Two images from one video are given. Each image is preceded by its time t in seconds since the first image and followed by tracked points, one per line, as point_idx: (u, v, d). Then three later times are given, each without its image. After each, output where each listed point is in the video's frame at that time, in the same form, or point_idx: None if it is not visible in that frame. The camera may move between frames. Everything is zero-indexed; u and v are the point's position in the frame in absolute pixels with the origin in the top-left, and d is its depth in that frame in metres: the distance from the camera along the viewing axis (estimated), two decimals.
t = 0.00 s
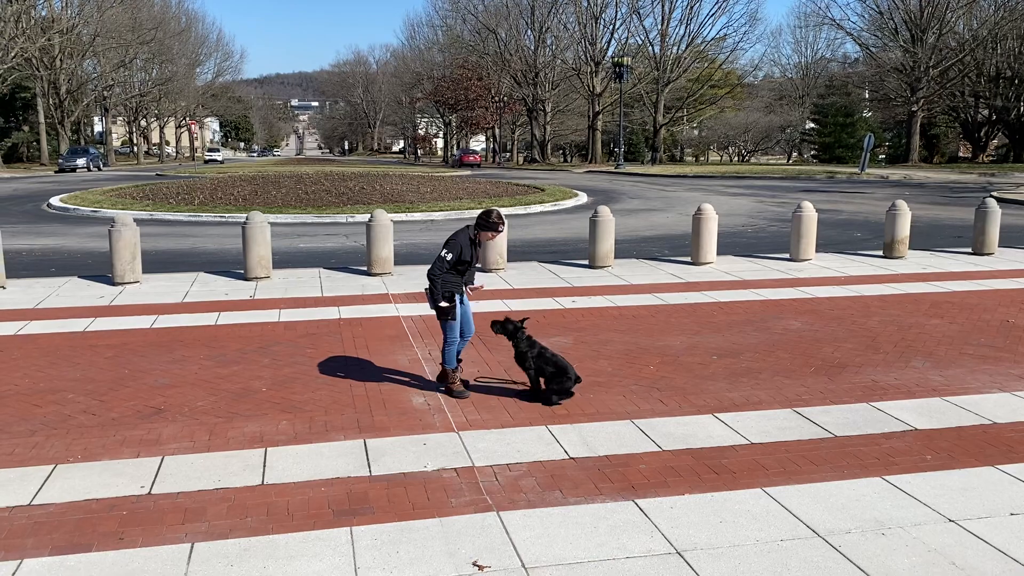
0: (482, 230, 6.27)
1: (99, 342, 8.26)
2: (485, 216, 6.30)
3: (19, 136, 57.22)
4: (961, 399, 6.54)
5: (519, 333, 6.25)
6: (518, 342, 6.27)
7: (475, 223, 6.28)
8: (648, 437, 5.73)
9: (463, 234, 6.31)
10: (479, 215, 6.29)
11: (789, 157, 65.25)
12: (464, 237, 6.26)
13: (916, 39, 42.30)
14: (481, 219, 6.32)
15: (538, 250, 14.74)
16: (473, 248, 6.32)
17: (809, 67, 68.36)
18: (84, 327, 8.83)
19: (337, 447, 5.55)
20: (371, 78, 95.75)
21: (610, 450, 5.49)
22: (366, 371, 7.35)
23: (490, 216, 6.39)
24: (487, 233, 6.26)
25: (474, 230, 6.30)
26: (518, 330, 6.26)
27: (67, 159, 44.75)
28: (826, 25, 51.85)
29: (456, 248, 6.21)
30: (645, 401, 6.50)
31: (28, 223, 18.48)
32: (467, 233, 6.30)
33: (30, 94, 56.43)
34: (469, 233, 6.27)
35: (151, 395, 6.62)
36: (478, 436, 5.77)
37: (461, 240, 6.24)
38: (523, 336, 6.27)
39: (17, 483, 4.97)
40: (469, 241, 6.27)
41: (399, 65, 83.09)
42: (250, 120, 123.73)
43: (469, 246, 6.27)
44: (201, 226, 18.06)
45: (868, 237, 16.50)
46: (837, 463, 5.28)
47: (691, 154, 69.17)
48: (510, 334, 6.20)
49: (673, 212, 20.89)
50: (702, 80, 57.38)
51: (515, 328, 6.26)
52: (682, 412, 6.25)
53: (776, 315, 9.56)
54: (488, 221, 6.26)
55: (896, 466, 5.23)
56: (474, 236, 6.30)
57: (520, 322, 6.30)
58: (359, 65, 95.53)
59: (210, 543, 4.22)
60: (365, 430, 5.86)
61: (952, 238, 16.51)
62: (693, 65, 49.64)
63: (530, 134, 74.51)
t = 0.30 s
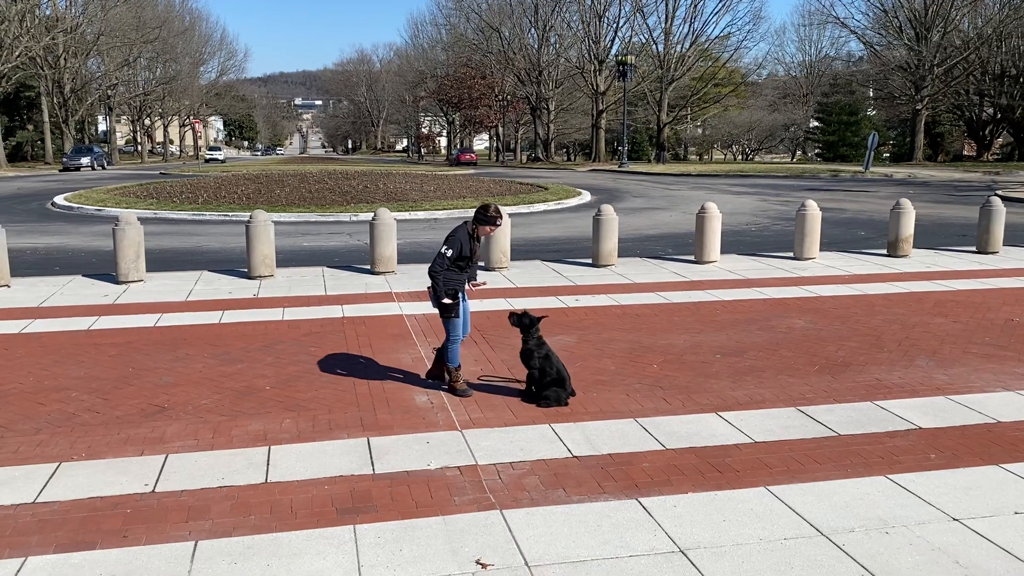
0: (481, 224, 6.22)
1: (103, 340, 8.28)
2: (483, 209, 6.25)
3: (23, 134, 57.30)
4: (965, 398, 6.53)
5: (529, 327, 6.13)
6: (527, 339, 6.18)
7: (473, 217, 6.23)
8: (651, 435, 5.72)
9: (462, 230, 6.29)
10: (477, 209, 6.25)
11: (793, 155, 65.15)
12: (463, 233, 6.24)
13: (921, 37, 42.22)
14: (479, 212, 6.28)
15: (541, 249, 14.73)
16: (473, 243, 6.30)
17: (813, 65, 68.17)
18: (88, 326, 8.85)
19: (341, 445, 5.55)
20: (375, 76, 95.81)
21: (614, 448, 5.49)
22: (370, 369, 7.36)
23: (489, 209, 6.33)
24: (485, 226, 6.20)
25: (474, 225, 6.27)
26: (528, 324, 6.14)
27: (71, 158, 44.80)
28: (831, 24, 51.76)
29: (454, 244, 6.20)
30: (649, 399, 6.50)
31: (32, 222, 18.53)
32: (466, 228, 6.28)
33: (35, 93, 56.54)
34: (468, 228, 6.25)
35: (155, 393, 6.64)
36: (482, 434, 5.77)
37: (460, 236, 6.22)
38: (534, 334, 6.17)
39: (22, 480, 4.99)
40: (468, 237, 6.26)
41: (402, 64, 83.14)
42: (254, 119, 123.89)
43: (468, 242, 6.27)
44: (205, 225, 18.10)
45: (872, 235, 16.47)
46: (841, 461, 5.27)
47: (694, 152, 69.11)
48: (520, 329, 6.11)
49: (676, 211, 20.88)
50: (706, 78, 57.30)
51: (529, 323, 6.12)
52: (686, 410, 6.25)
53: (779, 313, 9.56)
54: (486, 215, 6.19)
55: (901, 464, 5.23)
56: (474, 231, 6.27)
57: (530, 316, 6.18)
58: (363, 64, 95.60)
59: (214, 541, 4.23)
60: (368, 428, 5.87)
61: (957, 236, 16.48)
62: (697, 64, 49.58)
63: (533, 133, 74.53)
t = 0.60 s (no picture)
0: (478, 220, 6.21)
1: (107, 338, 8.31)
2: (480, 206, 6.24)
3: (28, 134, 57.48)
4: (969, 397, 6.52)
5: (539, 325, 6.14)
6: (536, 339, 6.18)
7: (470, 213, 6.22)
8: (655, 434, 5.72)
9: (459, 227, 6.30)
10: (473, 206, 6.24)
11: (797, 154, 65.04)
12: (460, 230, 6.25)
13: (925, 36, 42.12)
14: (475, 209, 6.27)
15: (545, 247, 14.74)
16: (470, 240, 6.31)
17: (817, 64, 68.02)
18: (93, 324, 8.87)
19: (344, 443, 5.56)
20: (378, 75, 95.89)
21: (617, 447, 5.49)
22: (373, 368, 7.37)
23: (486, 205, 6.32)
24: (483, 222, 6.19)
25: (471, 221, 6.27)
26: (536, 322, 6.15)
27: (75, 156, 44.89)
28: (834, 23, 51.70)
29: (452, 242, 6.21)
30: (652, 398, 6.51)
31: (37, 221, 18.57)
32: (464, 226, 6.28)
33: (39, 92, 56.65)
34: (466, 225, 6.25)
35: (159, 391, 6.65)
36: (486, 432, 5.77)
37: (458, 233, 6.23)
38: (543, 333, 6.17)
39: (26, 478, 5.00)
40: (466, 234, 6.26)
41: (406, 63, 83.14)
42: (258, 118, 124.01)
43: (466, 239, 6.27)
44: (209, 223, 18.14)
45: (876, 234, 16.46)
46: (844, 460, 5.27)
47: (698, 151, 69.06)
48: (528, 327, 6.11)
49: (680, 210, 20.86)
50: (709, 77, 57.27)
51: (539, 323, 6.14)
52: (689, 409, 6.25)
53: (783, 312, 9.55)
54: (483, 210, 6.18)
55: (905, 463, 5.22)
56: (471, 228, 6.27)
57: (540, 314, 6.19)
58: (366, 63, 95.64)
59: (217, 539, 4.23)
60: (372, 427, 5.88)
61: (961, 235, 16.45)
62: (700, 63, 49.54)
63: (537, 131, 74.50)
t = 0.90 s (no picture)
0: (474, 216, 6.23)
1: (111, 337, 8.31)
2: (476, 202, 6.26)
3: (32, 133, 57.60)
4: (974, 396, 6.50)
5: (542, 323, 6.17)
6: (541, 338, 6.23)
7: (467, 210, 6.24)
8: (658, 434, 5.71)
9: (456, 225, 6.32)
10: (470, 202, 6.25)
11: (801, 153, 64.91)
12: (457, 228, 6.27)
13: (929, 35, 41.95)
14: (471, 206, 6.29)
15: (548, 246, 14.73)
16: (467, 236, 6.33)
17: (821, 63, 67.87)
18: (97, 323, 8.89)
19: (348, 443, 5.56)
20: (381, 74, 95.90)
21: (621, 446, 5.49)
22: (377, 366, 7.38)
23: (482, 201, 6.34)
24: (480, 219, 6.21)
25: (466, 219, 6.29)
26: (540, 320, 6.18)
27: (79, 156, 44.93)
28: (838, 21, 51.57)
29: (450, 239, 6.23)
30: (655, 397, 6.50)
31: (42, 220, 18.62)
32: (460, 223, 6.31)
33: (43, 91, 56.72)
34: (462, 222, 6.27)
35: (163, 391, 6.66)
36: (489, 431, 5.78)
37: (455, 231, 6.25)
38: (549, 332, 6.21)
39: (32, 476, 5.01)
40: (463, 231, 6.28)
41: (409, 62, 83.08)
42: (261, 117, 123.95)
43: (464, 236, 6.29)
44: (213, 223, 18.15)
45: (880, 233, 16.43)
46: (849, 460, 5.26)
47: (701, 150, 68.94)
48: (531, 325, 6.14)
49: (684, 209, 20.83)
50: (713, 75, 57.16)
51: (543, 322, 6.18)
52: (692, 408, 6.25)
53: (786, 312, 9.54)
54: (479, 207, 6.20)
55: (908, 462, 5.22)
56: (468, 224, 6.29)
57: (543, 312, 6.22)
58: (370, 62, 95.59)
59: (221, 538, 4.24)
60: (375, 426, 5.88)
61: (966, 235, 16.41)
62: (704, 62, 49.48)
63: (540, 130, 74.44)
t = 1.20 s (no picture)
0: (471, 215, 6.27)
1: (115, 336, 8.32)
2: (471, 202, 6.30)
3: (36, 132, 57.66)
4: (977, 397, 6.48)
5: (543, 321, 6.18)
6: (543, 337, 6.24)
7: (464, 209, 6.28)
8: (662, 433, 5.71)
9: (453, 225, 6.37)
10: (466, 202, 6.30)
11: (804, 152, 64.79)
12: (454, 227, 6.31)
13: (933, 34, 41.89)
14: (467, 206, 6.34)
15: (551, 245, 14.71)
16: (466, 236, 6.36)
17: (824, 62, 67.70)
18: (101, 322, 8.91)
19: (352, 442, 5.57)
20: (384, 74, 95.89)
21: (624, 446, 5.49)
22: (381, 365, 7.39)
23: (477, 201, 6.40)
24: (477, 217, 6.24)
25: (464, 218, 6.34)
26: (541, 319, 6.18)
27: (82, 155, 44.97)
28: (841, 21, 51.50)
29: (447, 239, 6.27)
30: (659, 396, 6.50)
31: (45, 219, 18.63)
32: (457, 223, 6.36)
33: (47, 91, 56.76)
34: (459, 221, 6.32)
35: (167, 390, 6.67)
36: (492, 431, 5.77)
37: (453, 230, 6.30)
38: (551, 331, 6.22)
39: (36, 475, 5.03)
40: (461, 231, 6.33)
41: (412, 61, 83.09)
42: (264, 116, 123.88)
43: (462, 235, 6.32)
44: (216, 222, 18.16)
45: (883, 233, 16.39)
46: (852, 459, 5.25)
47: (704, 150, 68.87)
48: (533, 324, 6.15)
49: (687, 209, 20.80)
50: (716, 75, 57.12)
51: (545, 321, 6.18)
52: (696, 408, 6.25)
53: (789, 311, 9.53)
54: (475, 206, 6.24)
55: (911, 462, 5.22)
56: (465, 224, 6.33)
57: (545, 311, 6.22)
58: (373, 62, 95.59)
59: (225, 537, 4.24)
60: (378, 425, 5.88)
61: (969, 235, 16.36)
62: (707, 61, 49.40)
63: (543, 130, 74.40)
